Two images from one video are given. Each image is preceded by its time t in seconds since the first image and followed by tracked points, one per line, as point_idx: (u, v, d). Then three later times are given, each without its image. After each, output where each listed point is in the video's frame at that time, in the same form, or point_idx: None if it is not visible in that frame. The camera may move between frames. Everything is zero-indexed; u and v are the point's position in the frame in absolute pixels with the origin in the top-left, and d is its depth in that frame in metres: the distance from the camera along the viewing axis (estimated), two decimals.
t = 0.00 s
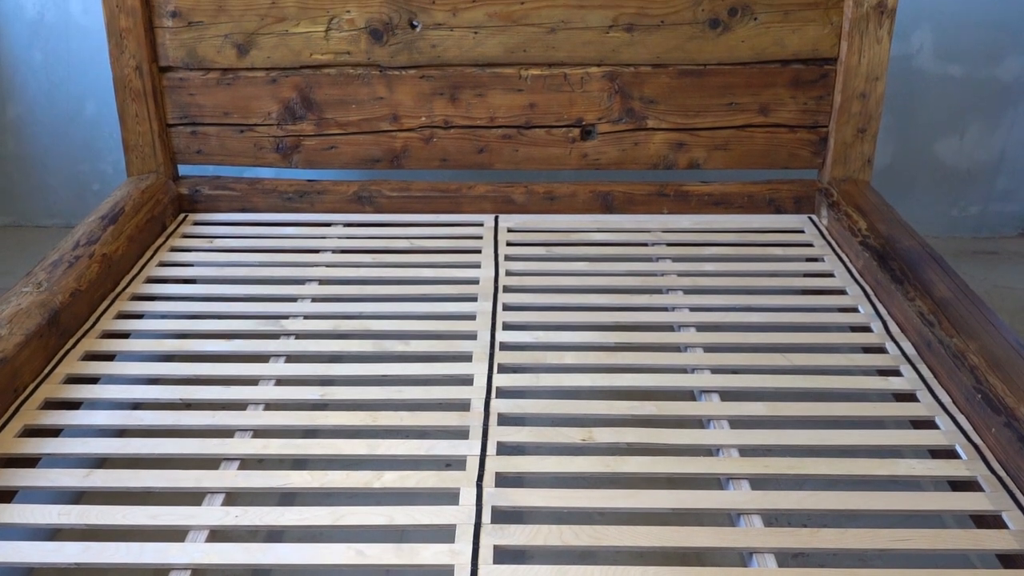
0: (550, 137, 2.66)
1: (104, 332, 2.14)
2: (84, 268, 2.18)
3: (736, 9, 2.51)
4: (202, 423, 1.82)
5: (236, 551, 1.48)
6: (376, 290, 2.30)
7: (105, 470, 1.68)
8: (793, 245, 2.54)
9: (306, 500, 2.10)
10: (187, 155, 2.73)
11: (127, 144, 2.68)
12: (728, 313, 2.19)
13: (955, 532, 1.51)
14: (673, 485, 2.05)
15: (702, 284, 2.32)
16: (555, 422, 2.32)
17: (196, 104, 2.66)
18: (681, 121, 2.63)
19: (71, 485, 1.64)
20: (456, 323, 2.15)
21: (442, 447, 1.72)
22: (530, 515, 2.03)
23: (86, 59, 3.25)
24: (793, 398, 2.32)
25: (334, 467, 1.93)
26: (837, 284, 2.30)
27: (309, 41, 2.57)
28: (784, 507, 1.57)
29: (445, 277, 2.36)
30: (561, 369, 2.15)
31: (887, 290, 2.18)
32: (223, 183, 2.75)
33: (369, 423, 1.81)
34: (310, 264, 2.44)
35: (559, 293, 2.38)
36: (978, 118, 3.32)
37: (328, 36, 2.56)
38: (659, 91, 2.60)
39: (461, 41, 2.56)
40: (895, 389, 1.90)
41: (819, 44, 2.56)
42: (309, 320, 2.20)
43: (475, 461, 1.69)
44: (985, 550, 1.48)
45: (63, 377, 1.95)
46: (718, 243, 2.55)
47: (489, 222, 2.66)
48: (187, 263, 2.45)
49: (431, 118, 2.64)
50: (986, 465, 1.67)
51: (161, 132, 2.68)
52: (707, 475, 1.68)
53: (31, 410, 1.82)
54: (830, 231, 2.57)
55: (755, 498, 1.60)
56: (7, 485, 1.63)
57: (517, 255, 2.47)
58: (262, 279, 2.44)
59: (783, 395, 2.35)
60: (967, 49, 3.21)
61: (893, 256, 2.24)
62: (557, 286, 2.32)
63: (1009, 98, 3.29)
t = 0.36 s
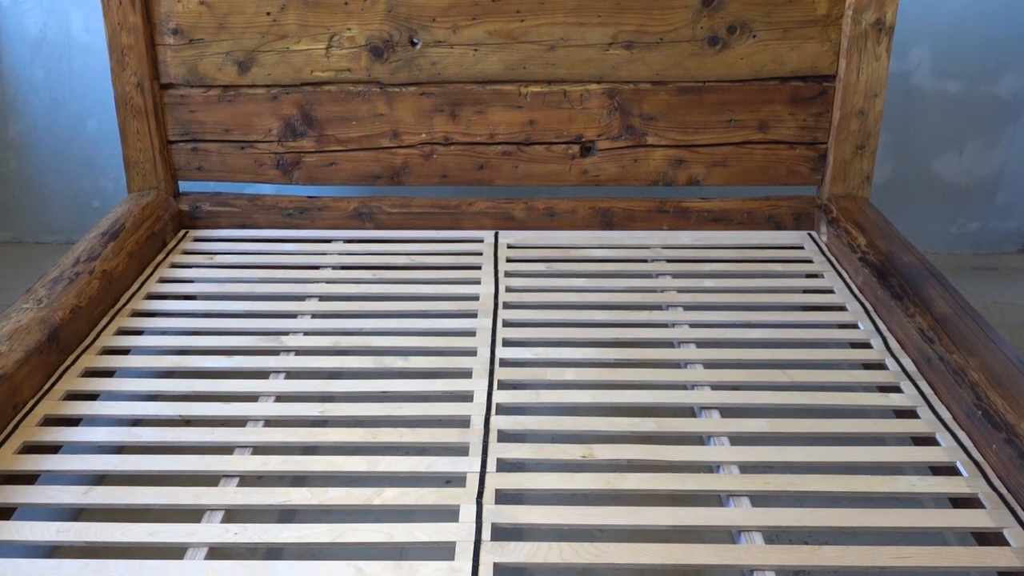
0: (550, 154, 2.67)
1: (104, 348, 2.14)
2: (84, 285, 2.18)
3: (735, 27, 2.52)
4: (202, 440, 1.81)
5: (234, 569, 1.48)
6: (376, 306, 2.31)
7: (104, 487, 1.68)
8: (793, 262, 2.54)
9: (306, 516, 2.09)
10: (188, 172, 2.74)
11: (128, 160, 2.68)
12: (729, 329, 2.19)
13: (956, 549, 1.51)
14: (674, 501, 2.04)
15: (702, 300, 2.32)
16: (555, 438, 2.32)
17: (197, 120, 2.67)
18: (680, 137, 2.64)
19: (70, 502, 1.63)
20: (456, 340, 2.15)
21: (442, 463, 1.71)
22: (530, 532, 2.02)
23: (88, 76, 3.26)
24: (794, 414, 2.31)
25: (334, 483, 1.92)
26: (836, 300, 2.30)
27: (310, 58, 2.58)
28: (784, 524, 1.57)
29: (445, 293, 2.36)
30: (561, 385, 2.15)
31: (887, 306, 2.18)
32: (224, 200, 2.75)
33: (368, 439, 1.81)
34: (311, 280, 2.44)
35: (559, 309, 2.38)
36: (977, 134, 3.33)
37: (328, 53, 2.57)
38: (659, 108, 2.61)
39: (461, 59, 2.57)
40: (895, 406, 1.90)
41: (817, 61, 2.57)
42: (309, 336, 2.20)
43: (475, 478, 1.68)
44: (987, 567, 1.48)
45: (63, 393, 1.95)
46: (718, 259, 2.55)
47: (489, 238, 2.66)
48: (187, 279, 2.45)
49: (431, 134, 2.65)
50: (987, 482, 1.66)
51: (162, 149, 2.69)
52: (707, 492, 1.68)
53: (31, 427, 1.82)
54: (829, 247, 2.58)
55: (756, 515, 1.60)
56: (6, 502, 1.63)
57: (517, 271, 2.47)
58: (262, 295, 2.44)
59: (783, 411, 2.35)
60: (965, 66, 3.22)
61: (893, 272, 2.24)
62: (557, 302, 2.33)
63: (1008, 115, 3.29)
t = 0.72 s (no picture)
0: (549, 171, 2.67)
1: (103, 365, 2.14)
2: (84, 303, 2.18)
3: (733, 45, 2.54)
4: (201, 457, 1.81)
5: None
6: (376, 324, 2.31)
7: (103, 506, 1.67)
8: (793, 279, 2.54)
9: (305, 535, 2.08)
10: (188, 189, 2.74)
11: (129, 178, 2.69)
12: (729, 347, 2.19)
13: (957, 567, 1.50)
14: (674, 520, 2.04)
15: (701, 318, 2.32)
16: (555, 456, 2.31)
17: (198, 138, 2.68)
18: (679, 155, 2.65)
19: (68, 520, 1.63)
20: (456, 357, 2.15)
21: (442, 481, 1.71)
22: (530, 551, 2.02)
23: (89, 93, 3.27)
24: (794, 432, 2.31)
25: (333, 502, 1.91)
26: (836, 318, 2.30)
27: (310, 76, 2.59)
28: (784, 542, 1.56)
29: (445, 311, 2.36)
30: (561, 402, 2.15)
31: (886, 324, 2.18)
32: (223, 217, 2.76)
33: (368, 457, 1.81)
34: (310, 297, 2.44)
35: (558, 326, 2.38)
36: (975, 152, 3.34)
37: (329, 71, 2.58)
38: (658, 125, 2.61)
39: (461, 77, 2.58)
40: (895, 424, 1.90)
41: (816, 79, 2.58)
42: (309, 353, 2.20)
43: (474, 496, 1.68)
44: None
45: (62, 411, 1.95)
46: (718, 277, 2.56)
47: (489, 256, 2.67)
48: (187, 296, 2.45)
49: (431, 152, 2.66)
50: (988, 500, 1.66)
51: (162, 167, 2.69)
52: (707, 510, 1.68)
53: (29, 445, 1.81)
54: (829, 265, 2.58)
55: (756, 533, 1.59)
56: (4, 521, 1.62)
57: (516, 288, 2.47)
58: (262, 313, 2.44)
59: (783, 429, 2.34)
60: (963, 84, 3.23)
61: (892, 290, 2.24)
62: (557, 320, 2.33)
63: (1006, 133, 3.31)
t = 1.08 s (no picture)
0: (549, 188, 2.68)
1: (103, 382, 2.14)
2: (84, 319, 2.18)
3: (733, 63, 2.55)
4: (200, 474, 1.80)
5: None
6: (376, 341, 2.31)
7: (101, 523, 1.67)
8: (793, 296, 2.54)
9: (304, 553, 2.08)
10: (188, 207, 2.75)
11: (130, 195, 2.69)
12: (729, 364, 2.19)
13: None
14: (674, 537, 2.03)
15: (701, 335, 2.32)
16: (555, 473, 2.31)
17: (199, 155, 2.68)
18: (679, 172, 2.65)
19: (66, 538, 1.63)
20: (455, 374, 2.15)
21: (442, 499, 1.71)
22: (530, 569, 2.01)
23: (91, 110, 3.28)
24: (794, 449, 2.30)
25: (333, 519, 1.91)
26: (836, 334, 2.30)
27: (311, 94, 2.60)
28: (785, 560, 1.56)
29: (445, 327, 2.36)
30: (561, 419, 2.14)
31: (886, 341, 2.18)
32: (224, 234, 2.76)
33: (368, 474, 1.80)
34: (310, 314, 2.44)
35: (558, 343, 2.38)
36: (975, 169, 3.35)
37: (329, 89, 2.59)
38: (657, 143, 2.62)
39: (461, 94, 2.59)
40: (896, 441, 1.89)
41: (815, 96, 2.59)
42: (309, 370, 2.20)
43: (474, 514, 1.68)
44: None
45: (61, 428, 1.95)
46: (718, 293, 2.56)
47: (489, 273, 2.67)
48: (187, 313, 2.45)
49: (431, 169, 2.66)
50: (989, 518, 1.66)
51: (163, 184, 2.70)
52: (708, 527, 1.67)
53: (28, 463, 1.81)
54: (828, 281, 2.58)
55: (757, 551, 1.59)
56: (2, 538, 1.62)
57: (516, 305, 2.47)
58: (262, 330, 2.44)
59: (784, 446, 2.34)
60: (961, 101, 3.24)
61: (892, 307, 2.24)
62: (557, 336, 2.33)
63: (1005, 150, 3.31)
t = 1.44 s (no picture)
0: (549, 204, 2.68)
1: (103, 398, 2.13)
2: (84, 335, 2.18)
3: (732, 79, 2.55)
4: (199, 490, 1.80)
5: None
6: (375, 356, 2.31)
7: (100, 540, 1.66)
8: (792, 311, 2.55)
9: (303, 569, 2.07)
10: (189, 222, 2.75)
11: (130, 211, 2.70)
12: (729, 379, 2.19)
13: None
14: (674, 553, 2.02)
15: (701, 350, 2.32)
16: (555, 489, 2.30)
17: (199, 171, 2.69)
18: (678, 188, 2.66)
19: (65, 554, 1.62)
20: (455, 389, 2.14)
21: (441, 515, 1.70)
22: None
23: (92, 125, 3.28)
24: (795, 465, 2.30)
25: (332, 535, 1.90)
26: (836, 350, 2.30)
27: (311, 110, 2.61)
28: None
29: (445, 343, 2.36)
30: (561, 434, 2.14)
31: (886, 356, 2.18)
32: (224, 249, 2.76)
33: (368, 490, 1.80)
34: (310, 329, 2.44)
35: (558, 358, 2.38)
36: (973, 185, 3.35)
37: (329, 105, 2.60)
38: (657, 158, 2.63)
39: (461, 110, 2.60)
40: (896, 456, 1.89)
41: (814, 112, 2.60)
42: (308, 386, 2.20)
43: (474, 530, 1.67)
44: None
45: (61, 444, 1.94)
46: (717, 309, 2.56)
47: (488, 288, 2.67)
48: (187, 328, 2.45)
49: (431, 185, 2.67)
50: (990, 534, 1.65)
51: (163, 200, 2.70)
52: (708, 543, 1.67)
53: (27, 479, 1.81)
54: (828, 297, 2.58)
55: (758, 567, 1.58)
56: None
57: (516, 320, 2.47)
58: (262, 345, 2.44)
59: (784, 462, 2.33)
60: (959, 117, 3.25)
61: (892, 322, 2.24)
62: (557, 351, 2.33)
63: (1004, 166, 3.32)
